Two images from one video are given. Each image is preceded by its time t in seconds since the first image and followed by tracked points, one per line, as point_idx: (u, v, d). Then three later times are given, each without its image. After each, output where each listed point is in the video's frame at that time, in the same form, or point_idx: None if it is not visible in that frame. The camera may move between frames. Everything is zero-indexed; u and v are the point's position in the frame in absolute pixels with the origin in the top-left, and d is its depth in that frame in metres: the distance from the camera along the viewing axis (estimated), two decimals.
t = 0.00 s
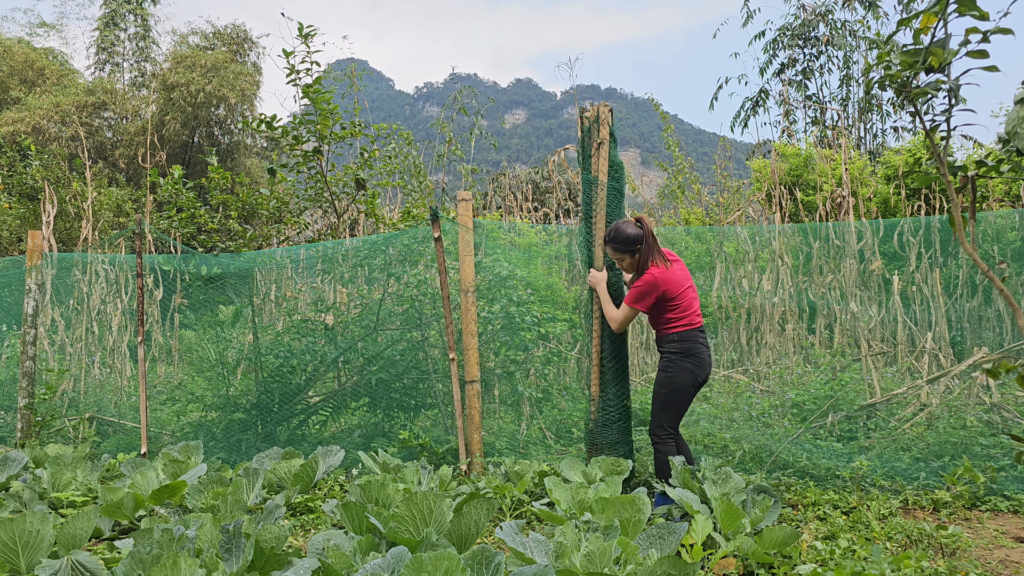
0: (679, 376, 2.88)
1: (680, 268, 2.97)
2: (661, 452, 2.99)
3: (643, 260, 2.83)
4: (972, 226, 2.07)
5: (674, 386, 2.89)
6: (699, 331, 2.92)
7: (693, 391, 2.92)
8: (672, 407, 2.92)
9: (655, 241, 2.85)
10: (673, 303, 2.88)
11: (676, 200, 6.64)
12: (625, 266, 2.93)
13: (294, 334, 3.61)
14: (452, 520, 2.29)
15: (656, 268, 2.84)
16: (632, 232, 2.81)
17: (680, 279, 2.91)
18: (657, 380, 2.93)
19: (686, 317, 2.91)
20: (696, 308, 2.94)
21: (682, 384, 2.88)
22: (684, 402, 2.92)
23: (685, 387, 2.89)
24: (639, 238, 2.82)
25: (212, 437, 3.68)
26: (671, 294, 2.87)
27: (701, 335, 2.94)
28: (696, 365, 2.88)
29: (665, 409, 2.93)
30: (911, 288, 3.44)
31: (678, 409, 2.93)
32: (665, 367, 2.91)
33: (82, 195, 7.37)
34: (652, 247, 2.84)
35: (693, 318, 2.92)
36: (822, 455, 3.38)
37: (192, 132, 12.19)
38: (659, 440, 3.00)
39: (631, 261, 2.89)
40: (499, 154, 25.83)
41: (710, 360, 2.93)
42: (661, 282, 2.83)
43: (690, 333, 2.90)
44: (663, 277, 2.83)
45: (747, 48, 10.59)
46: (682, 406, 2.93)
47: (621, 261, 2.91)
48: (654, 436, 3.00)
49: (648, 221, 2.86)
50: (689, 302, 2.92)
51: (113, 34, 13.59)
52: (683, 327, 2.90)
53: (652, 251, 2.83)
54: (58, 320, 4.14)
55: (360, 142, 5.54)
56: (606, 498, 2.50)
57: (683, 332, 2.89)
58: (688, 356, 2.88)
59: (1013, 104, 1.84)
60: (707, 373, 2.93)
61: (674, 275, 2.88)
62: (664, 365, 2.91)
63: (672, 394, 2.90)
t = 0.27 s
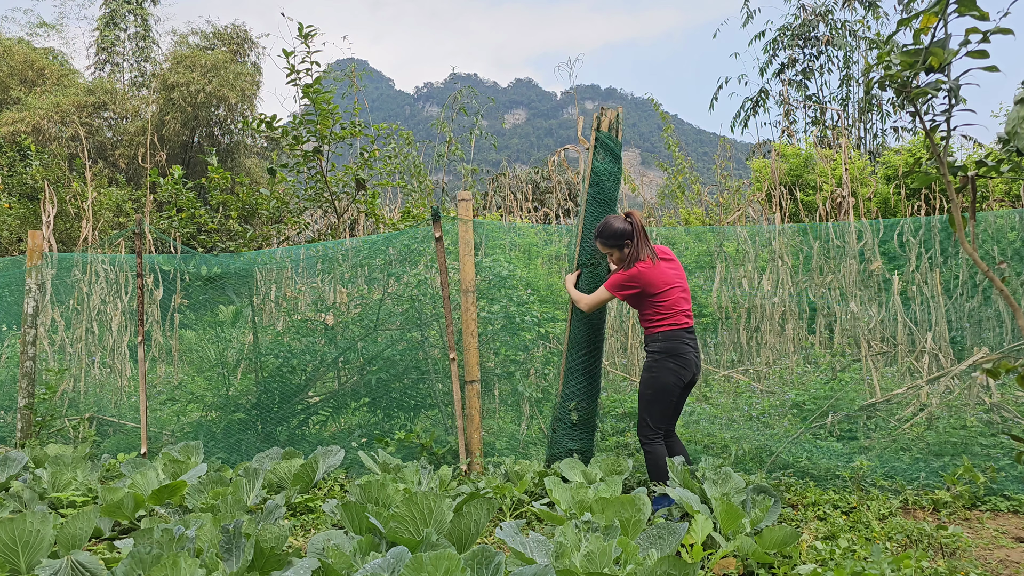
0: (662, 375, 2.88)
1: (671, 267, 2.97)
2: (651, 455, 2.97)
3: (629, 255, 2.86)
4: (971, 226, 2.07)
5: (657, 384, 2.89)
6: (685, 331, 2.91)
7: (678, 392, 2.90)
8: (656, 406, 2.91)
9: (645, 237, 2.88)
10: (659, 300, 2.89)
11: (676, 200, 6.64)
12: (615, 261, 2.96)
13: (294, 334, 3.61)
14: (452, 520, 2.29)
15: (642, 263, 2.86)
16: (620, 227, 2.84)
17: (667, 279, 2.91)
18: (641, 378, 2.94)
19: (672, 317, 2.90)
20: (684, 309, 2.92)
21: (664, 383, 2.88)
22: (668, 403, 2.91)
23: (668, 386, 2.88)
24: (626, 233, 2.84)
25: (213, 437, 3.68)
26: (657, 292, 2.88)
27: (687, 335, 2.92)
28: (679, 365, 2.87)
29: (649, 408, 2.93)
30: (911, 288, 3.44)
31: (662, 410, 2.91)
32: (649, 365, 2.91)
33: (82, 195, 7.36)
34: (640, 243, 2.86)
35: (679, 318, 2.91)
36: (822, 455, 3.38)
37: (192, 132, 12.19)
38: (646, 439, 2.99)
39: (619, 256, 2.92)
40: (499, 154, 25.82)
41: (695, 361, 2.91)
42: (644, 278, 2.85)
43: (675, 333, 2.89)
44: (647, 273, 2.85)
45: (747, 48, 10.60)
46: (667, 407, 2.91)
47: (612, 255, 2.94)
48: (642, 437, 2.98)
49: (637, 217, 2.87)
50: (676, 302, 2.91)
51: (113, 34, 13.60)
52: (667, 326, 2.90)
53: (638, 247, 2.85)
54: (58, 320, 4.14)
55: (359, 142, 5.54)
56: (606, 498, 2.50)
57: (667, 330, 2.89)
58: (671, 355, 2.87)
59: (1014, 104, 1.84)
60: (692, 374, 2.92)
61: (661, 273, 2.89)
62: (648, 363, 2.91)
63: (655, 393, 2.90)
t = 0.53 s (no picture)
0: (655, 375, 2.87)
1: (659, 267, 2.95)
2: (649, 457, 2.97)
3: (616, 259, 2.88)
4: (972, 226, 2.07)
5: (649, 385, 2.89)
6: (677, 331, 2.88)
7: (671, 392, 2.89)
8: (650, 407, 2.91)
9: (632, 240, 2.88)
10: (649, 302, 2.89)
11: (676, 200, 6.66)
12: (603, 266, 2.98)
13: (294, 334, 3.61)
14: (452, 520, 2.29)
15: (628, 267, 2.87)
16: (606, 230, 2.86)
17: (656, 280, 2.90)
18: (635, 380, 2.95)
19: (663, 317, 2.89)
20: (676, 308, 2.90)
21: (657, 383, 2.87)
22: (662, 403, 2.89)
23: (660, 386, 2.87)
24: (612, 237, 2.86)
25: (213, 437, 3.68)
26: (646, 294, 2.88)
27: (681, 335, 2.89)
28: (671, 365, 2.85)
29: (643, 409, 2.93)
30: (911, 288, 3.44)
31: (657, 410, 2.90)
32: (642, 366, 2.91)
33: (82, 195, 7.36)
34: (627, 246, 2.87)
35: (671, 318, 2.89)
36: (822, 455, 3.38)
37: (192, 132, 12.18)
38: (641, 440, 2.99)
39: (605, 261, 2.94)
40: (499, 154, 25.82)
41: (689, 361, 2.88)
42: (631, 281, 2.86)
43: (666, 333, 2.87)
44: (633, 276, 2.86)
45: (747, 48, 10.61)
46: (661, 408, 2.90)
47: (598, 259, 2.96)
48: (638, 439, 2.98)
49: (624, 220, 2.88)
50: (666, 302, 2.90)
51: (113, 34, 13.61)
52: (659, 326, 2.89)
53: (625, 250, 2.86)
54: (58, 320, 4.14)
55: (360, 142, 5.53)
56: (606, 498, 2.50)
57: (658, 331, 2.88)
58: (663, 355, 2.86)
59: (1013, 104, 1.84)
60: (687, 374, 2.88)
61: (648, 275, 2.89)
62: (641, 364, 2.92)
63: (648, 394, 2.89)
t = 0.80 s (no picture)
0: (661, 375, 2.86)
1: (647, 268, 2.97)
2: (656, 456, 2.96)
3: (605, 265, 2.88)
4: (972, 226, 2.07)
5: (656, 385, 2.87)
6: (676, 328, 2.90)
7: (678, 389, 2.89)
8: (657, 407, 2.89)
9: (621, 243, 2.88)
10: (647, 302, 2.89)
11: (676, 200, 6.67)
12: (593, 271, 2.97)
13: (294, 334, 3.61)
14: (452, 520, 2.29)
15: (618, 271, 2.88)
16: (597, 235, 2.86)
17: (647, 280, 2.92)
18: (640, 382, 2.93)
19: (662, 315, 2.90)
20: (672, 305, 2.92)
21: (663, 383, 2.86)
22: (669, 402, 2.88)
23: (667, 385, 2.86)
24: (602, 242, 2.86)
25: (213, 437, 3.68)
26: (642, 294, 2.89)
27: (681, 331, 2.91)
28: (676, 362, 2.85)
29: (651, 410, 2.91)
30: (911, 288, 3.44)
31: (663, 409, 2.90)
32: (646, 367, 2.90)
33: (82, 195, 7.36)
34: (618, 249, 2.87)
35: (670, 315, 2.91)
36: (822, 455, 3.38)
37: (192, 132, 12.18)
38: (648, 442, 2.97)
39: (595, 266, 2.93)
40: (499, 154, 25.81)
41: (692, 356, 2.89)
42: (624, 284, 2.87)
43: (668, 330, 2.88)
44: (625, 279, 2.87)
45: (747, 48, 10.61)
46: (668, 406, 2.89)
47: (586, 264, 2.95)
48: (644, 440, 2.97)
49: (613, 224, 2.89)
50: (662, 300, 2.92)
51: (113, 34, 13.61)
52: (659, 325, 2.89)
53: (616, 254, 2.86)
54: (58, 320, 4.14)
55: (360, 142, 5.53)
56: (606, 498, 2.50)
57: (659, 330, 2.88)
58: (668, 354, 2.86)
59: (1013, 104, 1.84)
60: (691, 371, 2.89)
61: (639, 276, 2.91)
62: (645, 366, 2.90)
63: (655, 394, 2.88)
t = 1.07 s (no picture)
0: (657, 378, 2.87)
1: (639, 272, 2.99)
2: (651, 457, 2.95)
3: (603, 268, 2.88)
4: (972, 226, 2.07)
5: (651, 388, 2.88)
6: (670, 330, 2.93)
7: (673, 391, 2.92)
8: (652, 409, 2.91)
9: (616, 248, 2.89)
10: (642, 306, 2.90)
11: (676, 200, 6.68)
12: (587, 276, 2.96)
13: (294, 334, 3.61)
14: (452, 520, 2.29)
15: (615, 275, 2.88)
16: (594, 240, 2.86)
17: (641, 284, 2.94)
18: (634, 386, 2.93)
19: (656, 318, 2.93)
20: (665, 308, 2.95)
21: (659, 386, 2.88)
22: (664, 403, 2.91)
23: (663, 387, 2.88)
24: (599, 247, 2.85)
25: (213, 437, 3.68)
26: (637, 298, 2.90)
27: (674, 333, 2.95)
28: (672, 364, 2.88)
29: (646, 413, 2.92)
30: (911, 288, 3.44)
31: (658, 410, 2.92)
32: (642, 371, 2.90)
33: (82, 195, 7.36)
34: (613, 254, 2.88)
35: (663, 318, 2.94)
36: (822, 455, 3.39)
37: (192, 132, 12.18)
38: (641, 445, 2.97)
39: (590, 270, 2.92)
40: (499, 154, 25.81)
41: (685, 358, 2.93)
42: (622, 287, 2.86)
43: (663, 333, 2.91)
44: (622, 283, 2.86)
45: (747, 48, 10.62)
46: (663, 408, 2.92)
47: (580, 269, 2.94)
48: (638, 442, 2.97)
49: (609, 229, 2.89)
50: (656, 303, 2.95)
51: (113, 34, 13.62)
52: (654, 328, 2.92)
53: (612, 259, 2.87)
54: (58, 320, 4.14)
55: (360, 142, 5.53)
56: (606, 498, 2.49)
57: (655, 333, 2.91)
58: (664, 356, 2.88)
59: (1014, 104, 1.84)
60: (684, 372, 2.93)
61: (635, 280, 2.92)
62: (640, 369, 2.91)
63: (652, 397, 2.89)
